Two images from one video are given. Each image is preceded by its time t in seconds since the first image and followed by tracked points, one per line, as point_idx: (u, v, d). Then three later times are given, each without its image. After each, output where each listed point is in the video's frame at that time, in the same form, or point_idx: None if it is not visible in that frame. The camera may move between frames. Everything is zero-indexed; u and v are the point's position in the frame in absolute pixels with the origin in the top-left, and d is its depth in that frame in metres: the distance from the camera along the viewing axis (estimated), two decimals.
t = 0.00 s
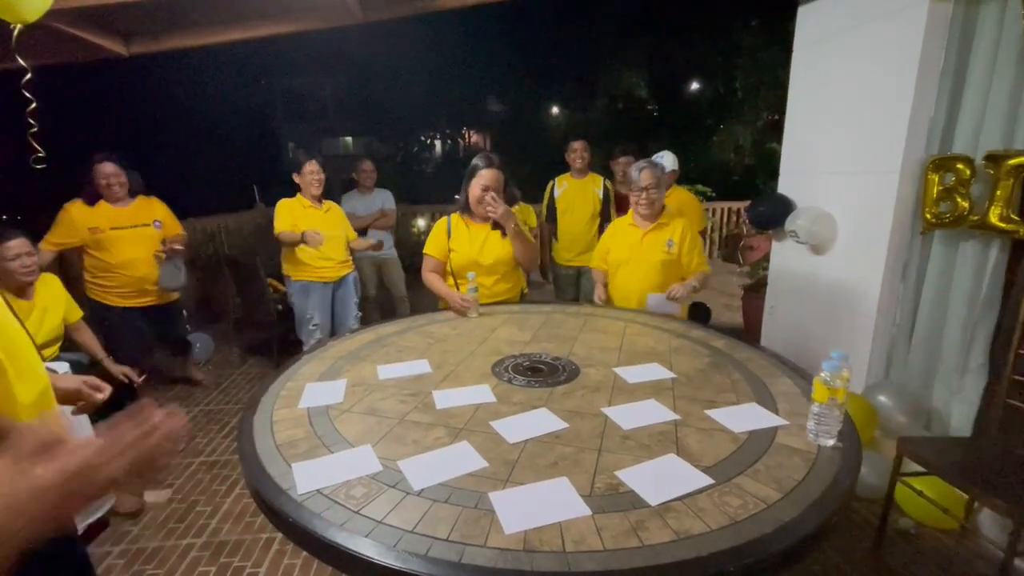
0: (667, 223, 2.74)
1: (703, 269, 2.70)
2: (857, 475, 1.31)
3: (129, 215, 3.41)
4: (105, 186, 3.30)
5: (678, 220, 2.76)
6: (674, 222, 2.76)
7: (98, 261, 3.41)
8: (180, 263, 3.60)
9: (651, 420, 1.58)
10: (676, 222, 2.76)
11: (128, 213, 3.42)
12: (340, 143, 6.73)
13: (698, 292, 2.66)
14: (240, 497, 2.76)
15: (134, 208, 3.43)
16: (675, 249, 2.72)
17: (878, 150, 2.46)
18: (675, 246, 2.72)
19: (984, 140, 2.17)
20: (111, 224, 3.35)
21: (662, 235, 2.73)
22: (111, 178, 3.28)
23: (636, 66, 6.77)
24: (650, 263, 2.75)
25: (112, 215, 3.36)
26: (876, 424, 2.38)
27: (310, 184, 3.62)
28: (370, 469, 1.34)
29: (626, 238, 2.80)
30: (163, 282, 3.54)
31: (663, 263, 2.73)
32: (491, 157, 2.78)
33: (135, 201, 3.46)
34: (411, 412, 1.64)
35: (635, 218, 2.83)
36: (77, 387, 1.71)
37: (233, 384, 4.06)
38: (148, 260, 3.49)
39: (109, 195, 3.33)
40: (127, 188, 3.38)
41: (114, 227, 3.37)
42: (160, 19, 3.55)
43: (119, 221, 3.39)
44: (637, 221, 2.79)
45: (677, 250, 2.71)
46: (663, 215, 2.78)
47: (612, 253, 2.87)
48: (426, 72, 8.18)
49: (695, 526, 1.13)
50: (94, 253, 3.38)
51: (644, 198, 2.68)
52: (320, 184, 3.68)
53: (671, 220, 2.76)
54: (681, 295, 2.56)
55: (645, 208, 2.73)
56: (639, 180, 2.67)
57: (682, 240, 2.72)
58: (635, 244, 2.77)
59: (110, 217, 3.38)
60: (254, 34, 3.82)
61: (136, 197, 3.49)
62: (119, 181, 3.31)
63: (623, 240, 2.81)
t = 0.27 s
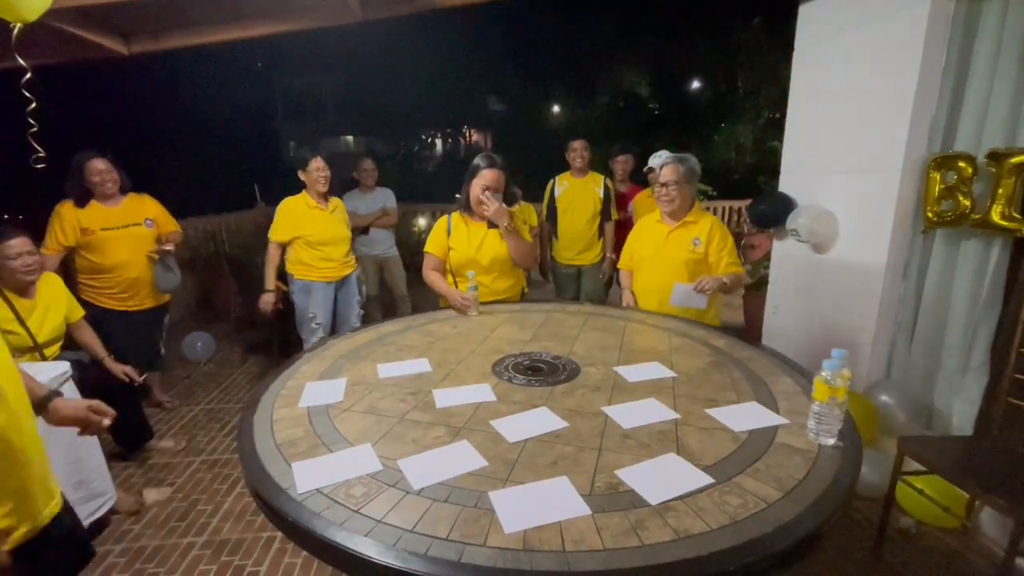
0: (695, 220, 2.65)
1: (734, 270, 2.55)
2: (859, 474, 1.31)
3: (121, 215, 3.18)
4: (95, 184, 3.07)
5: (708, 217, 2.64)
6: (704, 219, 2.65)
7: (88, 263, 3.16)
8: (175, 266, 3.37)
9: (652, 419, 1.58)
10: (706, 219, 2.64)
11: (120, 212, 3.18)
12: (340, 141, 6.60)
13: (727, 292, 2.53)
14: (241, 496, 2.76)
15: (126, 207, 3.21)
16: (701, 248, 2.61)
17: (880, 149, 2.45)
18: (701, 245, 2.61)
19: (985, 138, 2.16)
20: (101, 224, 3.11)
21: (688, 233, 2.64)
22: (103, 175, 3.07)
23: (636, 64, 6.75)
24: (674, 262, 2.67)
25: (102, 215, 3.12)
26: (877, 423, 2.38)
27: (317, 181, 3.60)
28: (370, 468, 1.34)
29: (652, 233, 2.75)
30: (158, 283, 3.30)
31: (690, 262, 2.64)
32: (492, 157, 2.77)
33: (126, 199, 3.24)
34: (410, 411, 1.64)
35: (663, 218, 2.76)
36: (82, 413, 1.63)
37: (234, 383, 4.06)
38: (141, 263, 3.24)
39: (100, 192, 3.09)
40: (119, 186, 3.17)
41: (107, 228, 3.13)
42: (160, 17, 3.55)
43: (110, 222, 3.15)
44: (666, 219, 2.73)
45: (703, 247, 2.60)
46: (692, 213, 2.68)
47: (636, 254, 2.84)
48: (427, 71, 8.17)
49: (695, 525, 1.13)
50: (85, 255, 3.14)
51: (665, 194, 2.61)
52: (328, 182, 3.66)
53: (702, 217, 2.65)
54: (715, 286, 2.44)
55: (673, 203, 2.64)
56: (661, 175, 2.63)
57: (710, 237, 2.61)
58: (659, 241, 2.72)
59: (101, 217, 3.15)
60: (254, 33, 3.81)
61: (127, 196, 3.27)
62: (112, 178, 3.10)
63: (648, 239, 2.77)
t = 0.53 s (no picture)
0: (706, 220, 2.60)
1: (741, 274, 2.49)
2: (860, 473, 1.31)
3: (120, 215, 3.16)
4: (96, 182, 3.05)
5: (721, 218, 2.57)
6: (716, 220, 2.58)
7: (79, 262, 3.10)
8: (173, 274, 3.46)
9: (653, 418, 1.57)
10: (717, 219, 2.59)
11: (117, 212, 3.15)
12: (341, 141, 6.55)
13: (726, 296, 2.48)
14: (241, 495, 2.75)
15: (124, 207, 3.18)
16: (708, 249, 2.56)
17: (880, 148, 2.45)
18: (709, 246, 2.56)
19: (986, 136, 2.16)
20: (98, 223, 3.08)
21: (697, 234, 2.60)
22: (105, 172, 3.07)
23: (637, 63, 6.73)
24: (681, 263, 2.66)
25: (100, 214, 3.09)
26: (879, 422, 2.37)
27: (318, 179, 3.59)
28: (370, 468, 1.34)
29: (665, 233, 2.75)
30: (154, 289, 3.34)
31: (698, 263, 2.61)
32: (492, 155, 2.76)
33: (125, 199, 3.22)
34: (410, 410, 1.64)
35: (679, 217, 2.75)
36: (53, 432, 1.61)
37: (234, 383, 4.05)
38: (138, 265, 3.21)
39: (101, 189, 3.07)
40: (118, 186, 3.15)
41: (102, 227, 3.09)
42: (159, 17, 3.54)
43: (107, 222, 3.11)
44: (680, 218, 2.71)
45: (710, 249, 2.56)
46: (707, 211, 2.63)
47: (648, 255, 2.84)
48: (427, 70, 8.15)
49: (696, 525, 1.12)
50: (76, 253, 3.09)
51: (676, 193, 2.61)
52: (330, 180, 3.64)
53: (713, 217, 2.60)
54: (706, 294, 2.42)
55: (682, 202, 2.64)
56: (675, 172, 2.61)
57: (718, 239, 2.55)
58: (670, 241, 2.71)
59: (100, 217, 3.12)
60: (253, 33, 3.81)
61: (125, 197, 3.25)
62: (112, 177, 3.10)
63: (660, 239, 2.77)
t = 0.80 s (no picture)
0: (703, 220, 2.59)
1: (732, 277, 2.49)
2: (860, 472, 1.31)
3: (98, 214, 3.14)
4: (73, 182, 3.03)
5: (719, 219, 2.56)
6: (714, 220, 2.57)
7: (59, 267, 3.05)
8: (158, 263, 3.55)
9: (653, 417, 1.57)
10: (715, 219, 2.57)
11: (98, 211, 3.14)
12: (341, 139, 6.61)
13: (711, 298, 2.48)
14: (242, 494, 2.75)
15: (102, 207, 3.17)
16: (703, 250, 2.56)
17: (881, 146, 2.44)
18: (704, 246, 2.56)
19: (987, 135, 2.15)
20: (77, 221, 3.06)
21: (693, 234, 2.60)
22: (83, 172, 3.04)
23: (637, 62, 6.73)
24: (676, 261, 2.66)
25: (79, 212, 3.07)
26: (879, 421, 2.37)
27: (305, 177, 3.58)
28: (370, 466, 1.34)
29: (664, 230, 2.74)
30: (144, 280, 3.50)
31: (693, 263, 2.61)
32: (491, 151, 2.75)
33: (102, 201, 3.20)
34: (410, 409, 1.64)
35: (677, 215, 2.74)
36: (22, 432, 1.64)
37: (235, 381, 4.05)
38: (122, 262, 3.18)
39: (79, 189, 3.05)
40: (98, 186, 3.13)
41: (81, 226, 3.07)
42: (159, 16, 3.54)
43: (86, 220, 3.09)
44: (679, 216, 2.70)
45: (705, 250, 2.56)
46: (705, 211, 2.61)
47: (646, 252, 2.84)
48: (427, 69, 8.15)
49: (696, 523, 1.12)
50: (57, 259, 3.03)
51: (674, 190, 2.59)
52: (317, 178, 3.63)
53: (710, 217, 2.58)
54: (691, 295, 2.42)
55: (681, 201, 2.62)
56: (675, 171, 2.58)
57: (715, 240, 2.54)
58: (668, 238, 2.71)
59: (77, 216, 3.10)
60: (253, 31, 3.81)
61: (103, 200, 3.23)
62: (91, 177, 3.08)
63: (657, 236, 2.77)
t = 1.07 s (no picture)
0: (697, 219, 2.59)
1: (728, 275, 2.50)
2: (859, 471, 1.31)
3: (69, 216, 3.10)
4: (39, 184, 2.97)
5: (712, 217, 2.56)
6: (707, 219, 2.57)
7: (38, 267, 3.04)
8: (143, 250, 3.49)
9: (653, 417, 1.57)
10: (709, 217, 2.57)
11: (66, 213, 3.10)
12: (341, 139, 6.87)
13: (709, 299, 2.50)
14: (241, 494, 2.75)
15: (72, 209, 3.13)
16: (699, 249, 2.57)
17: (881, 146, 2.44)
18: (700, 246, 2.57)
19: (987, 134, 2.15)
20: (49, 224, 3.02)
21: (688, 233, 2.60)
22: (49, 173, 2.99)
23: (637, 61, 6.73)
24: (671, 262, 2.66)
25: (48, 215, 3.03)
26: (879, 421, 2.37)
27: (297, 177, 3.56)
28: (369, 466, 1.34)
29: (658, 230, 2.74)
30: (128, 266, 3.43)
31: (688, 263, 2.62)
32: (489, 149, 2.75)
33: (71, 202, 3.15)
34: (409, 409, 1.64)
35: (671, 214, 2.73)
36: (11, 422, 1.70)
37: (235, 381, 4.05)
38: (98, 263, 3.17)
39: (48, 191, 3.01)
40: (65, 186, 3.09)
41: (54, 228, 3.04)
42: (159, 16, 3.54)
43: (57, 222, 3.06)
44: (672, 216, 2.69)
45: (700, 249, 2.56)
46: (698, 211, 2.61)
47: (639, 252, 2.84)
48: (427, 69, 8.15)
49: (695, 523, 1.12)
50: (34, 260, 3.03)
51: (667, 192, 2.58)
52: (309, 178, 3.62)
53: (704, 215, 2.58)
54: (689, 298, 2.43)
55: (675, 202, 2.60)
56: (667, 172, 2.57)
57: (709, 239, 2.55)
58: (662, 239, 2.70)
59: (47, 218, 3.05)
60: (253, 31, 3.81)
61: (71, 200, 3.19)
62: (59, 178, 3.04)
63: (650, 239, 2.76)
